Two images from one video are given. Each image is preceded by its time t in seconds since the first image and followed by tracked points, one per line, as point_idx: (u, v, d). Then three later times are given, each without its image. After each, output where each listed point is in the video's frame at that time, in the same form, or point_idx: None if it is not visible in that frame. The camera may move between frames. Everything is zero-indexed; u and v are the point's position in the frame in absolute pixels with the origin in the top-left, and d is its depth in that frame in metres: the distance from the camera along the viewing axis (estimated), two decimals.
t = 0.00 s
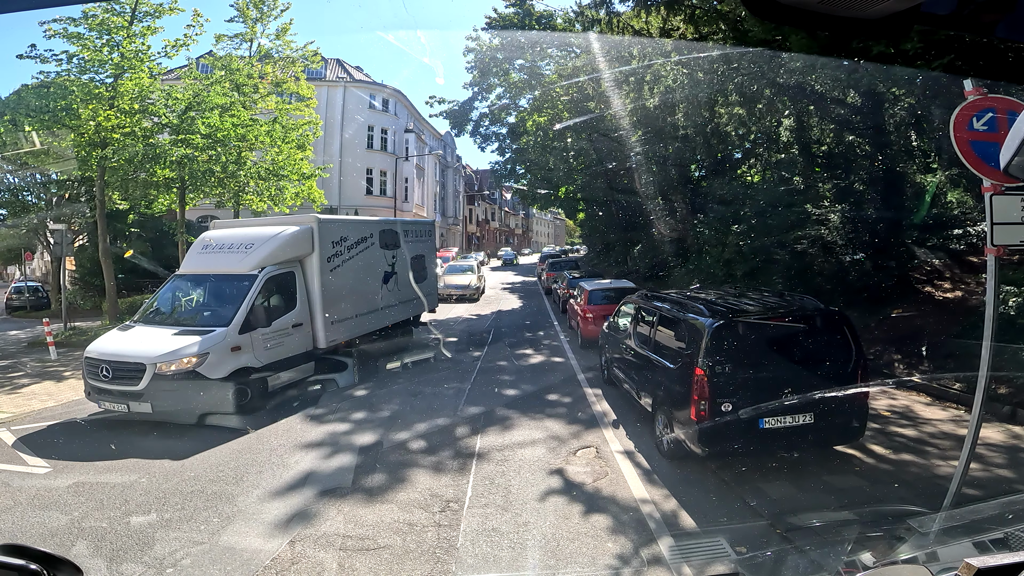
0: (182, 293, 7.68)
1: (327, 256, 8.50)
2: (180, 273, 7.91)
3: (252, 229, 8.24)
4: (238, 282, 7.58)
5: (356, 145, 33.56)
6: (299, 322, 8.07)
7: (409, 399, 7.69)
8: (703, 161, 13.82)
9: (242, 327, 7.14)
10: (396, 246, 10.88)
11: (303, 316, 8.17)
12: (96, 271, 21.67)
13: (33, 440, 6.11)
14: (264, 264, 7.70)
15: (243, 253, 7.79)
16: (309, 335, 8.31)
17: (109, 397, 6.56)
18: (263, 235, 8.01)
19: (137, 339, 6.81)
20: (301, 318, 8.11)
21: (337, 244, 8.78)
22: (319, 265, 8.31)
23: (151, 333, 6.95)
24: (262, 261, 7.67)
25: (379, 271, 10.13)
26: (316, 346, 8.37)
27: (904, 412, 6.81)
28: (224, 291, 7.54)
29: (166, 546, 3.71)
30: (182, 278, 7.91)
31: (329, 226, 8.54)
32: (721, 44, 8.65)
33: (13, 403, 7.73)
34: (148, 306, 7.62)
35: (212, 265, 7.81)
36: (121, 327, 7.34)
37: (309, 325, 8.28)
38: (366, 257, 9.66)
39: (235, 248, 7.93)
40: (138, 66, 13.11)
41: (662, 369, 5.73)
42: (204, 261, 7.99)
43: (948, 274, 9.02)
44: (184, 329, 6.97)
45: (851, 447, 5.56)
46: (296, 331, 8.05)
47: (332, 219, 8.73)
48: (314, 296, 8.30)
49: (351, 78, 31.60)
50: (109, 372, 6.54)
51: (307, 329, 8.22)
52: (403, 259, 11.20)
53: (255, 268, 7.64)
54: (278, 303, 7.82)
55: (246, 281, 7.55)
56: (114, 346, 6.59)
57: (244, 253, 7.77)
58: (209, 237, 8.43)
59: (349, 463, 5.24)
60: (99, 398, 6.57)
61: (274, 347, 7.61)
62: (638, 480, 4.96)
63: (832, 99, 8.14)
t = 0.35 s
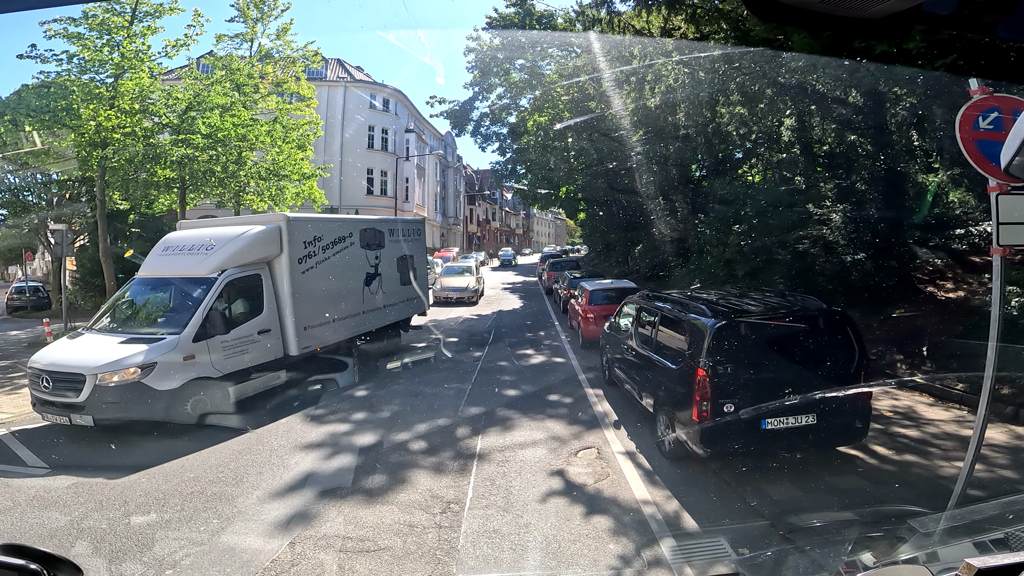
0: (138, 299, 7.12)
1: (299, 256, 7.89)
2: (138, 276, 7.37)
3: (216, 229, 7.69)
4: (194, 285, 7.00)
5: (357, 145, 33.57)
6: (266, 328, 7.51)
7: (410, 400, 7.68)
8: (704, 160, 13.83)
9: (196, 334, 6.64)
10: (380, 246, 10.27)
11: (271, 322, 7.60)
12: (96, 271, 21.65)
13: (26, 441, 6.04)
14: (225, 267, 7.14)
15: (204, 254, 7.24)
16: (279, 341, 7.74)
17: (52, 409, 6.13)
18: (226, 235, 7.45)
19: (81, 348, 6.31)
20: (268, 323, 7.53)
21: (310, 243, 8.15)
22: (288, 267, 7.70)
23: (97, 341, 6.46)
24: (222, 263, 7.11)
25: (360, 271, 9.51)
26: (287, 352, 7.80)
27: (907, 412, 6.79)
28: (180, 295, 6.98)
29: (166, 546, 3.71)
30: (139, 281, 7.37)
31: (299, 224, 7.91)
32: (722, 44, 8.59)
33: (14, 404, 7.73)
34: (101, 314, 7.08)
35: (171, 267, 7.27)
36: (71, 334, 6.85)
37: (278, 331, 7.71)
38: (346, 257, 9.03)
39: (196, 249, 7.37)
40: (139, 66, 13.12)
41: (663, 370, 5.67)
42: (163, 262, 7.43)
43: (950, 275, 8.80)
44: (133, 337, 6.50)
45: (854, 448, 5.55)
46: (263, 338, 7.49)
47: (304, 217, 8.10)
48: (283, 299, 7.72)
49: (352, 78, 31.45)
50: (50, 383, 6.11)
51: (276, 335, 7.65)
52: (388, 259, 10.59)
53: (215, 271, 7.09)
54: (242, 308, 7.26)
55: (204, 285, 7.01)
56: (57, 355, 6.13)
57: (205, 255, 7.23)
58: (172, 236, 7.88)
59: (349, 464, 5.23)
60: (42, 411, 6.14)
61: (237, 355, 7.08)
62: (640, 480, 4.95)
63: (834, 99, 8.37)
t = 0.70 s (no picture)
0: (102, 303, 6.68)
1: (277, 258, 7.51)
2: (102, 279, 6.92)
3: (186, 229, 7.30)
4: (160, 288, 6.58)
5: (357, 145, 33.60)
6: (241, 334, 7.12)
7: (411, 400, 7.68)
8: (705, 160, 13.83)
9: (160, 342, 6.17)
10: (368, 247, 9.75)
11: (247, 328, 7.20)
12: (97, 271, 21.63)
13: (10, 445, 5.85)
14: (194, 269, 6.75)
15: (171, 255, 6.84)
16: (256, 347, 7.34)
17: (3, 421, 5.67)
18: (196, 236, 7.07)
19: (33, 357, 5.83)
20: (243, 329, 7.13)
21: (289, 245, 7.75)
22: (265, 269, 7.33)
23: (51, 349, 5.96)
24: (191, 265, 6.73)
25: (346, 274, 9.02)
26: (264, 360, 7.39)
27: (910, 413, 6.78)
28: (145, 299, 6.54)
29: (166, 546, 3.73)
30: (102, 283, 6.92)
31: (276, 224, 7.54)
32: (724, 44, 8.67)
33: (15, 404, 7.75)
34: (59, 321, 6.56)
35: (135, 270, 6.82)
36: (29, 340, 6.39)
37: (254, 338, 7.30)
38: (328, 259, 8.57)
39: (163, 251, 6.93)
40: (138, 66, 13.13)
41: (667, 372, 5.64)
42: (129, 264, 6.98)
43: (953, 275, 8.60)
44: (90, 344, 6.01)
45: (858, 449, 5.55)
46: (237, 345, 7.06)
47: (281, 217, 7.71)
48: (259, 304, 7.33)
49: (352, 78, 31.36)
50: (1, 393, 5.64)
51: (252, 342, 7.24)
52: (378, 261, 10.07)
53: (182, 275, 6.67)
54: (214, 314, 6.84)
55: (170, 289, 6.57)
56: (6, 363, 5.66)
57: (172, 255, 6.83)
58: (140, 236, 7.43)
59: (350, 466, 5.23)
60: None
61: (206, 365, 6.62)
62: (642, 482, 4.95)
63: (836, 98, 8.32)
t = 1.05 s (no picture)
0: (61, 309, 6.17)
1: (255, 257, 7.07)
2: (65, 283, 6.44)
3: (155, 229, 6.84)
4: (125, 291, 6.11)
5: (358, 145, 33.60)
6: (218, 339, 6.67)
7: (413, 401, 7.67)
8: (706, 160, 13.82)
9: (123, 349, 5.68)
10: (355, 246, 9.26)
11: (224, 334, 6.75)
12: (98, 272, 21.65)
13: None
14: (163, 271, 6.29)
15: (139, 256, 6.38)
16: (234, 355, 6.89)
17: None
18: (166, 236, 6.62)
19: None
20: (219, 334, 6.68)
21: (268, 244, 7.30)
22: (242, 270, 6.89)
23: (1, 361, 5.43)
24: (159, 267, 6.27)
25: (332, 276, 8.55)
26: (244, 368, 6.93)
27: (916, 415, 6.76)
28: (109, 303, 6.05)
29: (165, 546, 3.75)
30: (65, 288, 6.45)
31: (253, 222, 7.09)
32: (727, 42, 8.65)
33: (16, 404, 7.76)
34: (25, 323, 6.15)
35: (99, 273, 6.35)
36: None
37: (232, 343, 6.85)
38: (312, 259, 8.10)
39: (129, 252, 6.46)
40: (138, 65, 13.30)
41: (671, 373, 5.61)
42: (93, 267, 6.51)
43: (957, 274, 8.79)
44: (47, 354, 5.51)
45: (865, 451, 5.53)
46: (212, 351, 6.62)
47: (259, 215, 7.26)
48: (237, 307, 6.89)
49: (353, 78, 31.38)
50: None
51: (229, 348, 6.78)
52: (365, 262, 9.57)
53: (148, 278, 6.20)
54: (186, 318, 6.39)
55: (135, 292, 6.09)
56: None
57: (139, 257, 6.36)
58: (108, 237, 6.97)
59: (350, 468, 5.22)
60: None
61: (176, 374, 6.13)
62: (645, 485, 4.93)
63: (839, 97, 8.30)
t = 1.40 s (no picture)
0: (26, 313, 5.61)
1: (240, 259, 6.55)
2: (30, 286, 5.89)
3: (128, 228, 6.26)
4: (96, 297, 5.56)
5: (359, 144, 33.61)
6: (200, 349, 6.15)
7: (414, 403, 7.66)
8: (709, 160, 13.96)
9: (97, 357, 5.18)
10: (344, 246, 8.80)
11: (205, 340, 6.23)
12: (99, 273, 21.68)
13: None
14: (138, 274, 5.76)
15: (111, 257, 5.82)
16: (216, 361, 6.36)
17: None
18: (141, 235, 6.07)
19: None
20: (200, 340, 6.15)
21: (253, 244, 6.79)
22: (225, 272, 6.36)
23: None
24: (133, 269, 5.72)
25: (321, 278, 8.10)
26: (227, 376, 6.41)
27: (923, 417, 6.73)
28: (80, 307, 5.52)
29: (165, 547, 3.78)
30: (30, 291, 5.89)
31: (238, 220, 6.56)
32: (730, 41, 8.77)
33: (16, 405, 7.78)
34: None
35: (67, 274, 5.79)
36: None
37: (213, 350, 6.32)
38: (299, 261, 7.62)
39: (101, 252, 5.90)
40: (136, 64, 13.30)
41: (677, 377, 5.57)
42: (61, 268, 5.94)
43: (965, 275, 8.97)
44: (12, 363, 4.96)
45: (873, 453, 5.51)
46: (194, 359, 6.08)
47: (243, 213, 6.74)
48: (220, 311, 6.36)
49: (353, 78, 31.23)
50: None
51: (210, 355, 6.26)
52: (354, 262, 9.12)
53: (122, 281, 5.67)
54: (163, 323, 5.85)
55: (108, 296, 5.57)
56: None
57: (111, 258, 5.80)
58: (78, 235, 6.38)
59: (349, 471, 5.22)
60: None
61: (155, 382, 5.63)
62: (650, 488, 4.92)
63: (843, 96, 8.35)
